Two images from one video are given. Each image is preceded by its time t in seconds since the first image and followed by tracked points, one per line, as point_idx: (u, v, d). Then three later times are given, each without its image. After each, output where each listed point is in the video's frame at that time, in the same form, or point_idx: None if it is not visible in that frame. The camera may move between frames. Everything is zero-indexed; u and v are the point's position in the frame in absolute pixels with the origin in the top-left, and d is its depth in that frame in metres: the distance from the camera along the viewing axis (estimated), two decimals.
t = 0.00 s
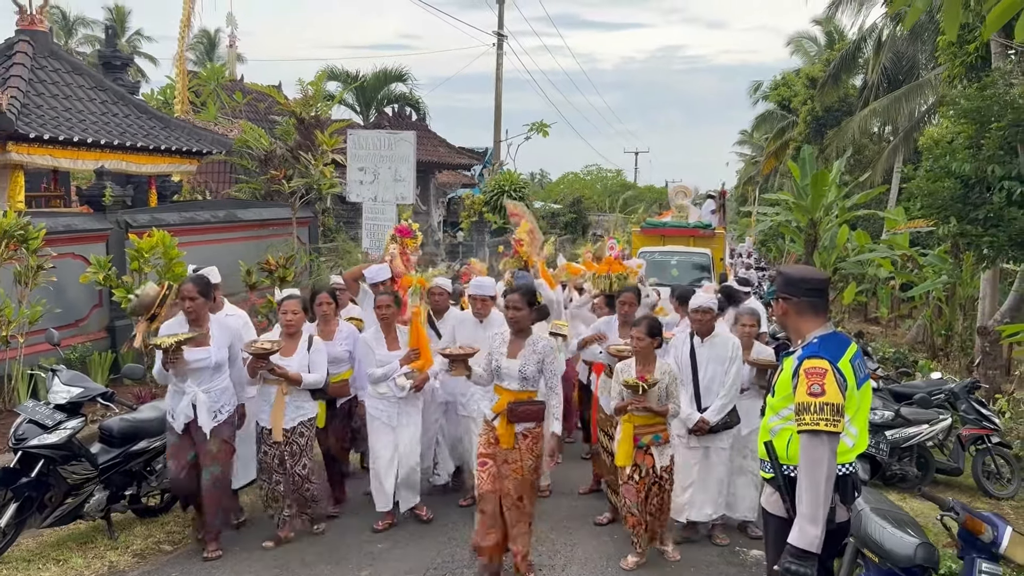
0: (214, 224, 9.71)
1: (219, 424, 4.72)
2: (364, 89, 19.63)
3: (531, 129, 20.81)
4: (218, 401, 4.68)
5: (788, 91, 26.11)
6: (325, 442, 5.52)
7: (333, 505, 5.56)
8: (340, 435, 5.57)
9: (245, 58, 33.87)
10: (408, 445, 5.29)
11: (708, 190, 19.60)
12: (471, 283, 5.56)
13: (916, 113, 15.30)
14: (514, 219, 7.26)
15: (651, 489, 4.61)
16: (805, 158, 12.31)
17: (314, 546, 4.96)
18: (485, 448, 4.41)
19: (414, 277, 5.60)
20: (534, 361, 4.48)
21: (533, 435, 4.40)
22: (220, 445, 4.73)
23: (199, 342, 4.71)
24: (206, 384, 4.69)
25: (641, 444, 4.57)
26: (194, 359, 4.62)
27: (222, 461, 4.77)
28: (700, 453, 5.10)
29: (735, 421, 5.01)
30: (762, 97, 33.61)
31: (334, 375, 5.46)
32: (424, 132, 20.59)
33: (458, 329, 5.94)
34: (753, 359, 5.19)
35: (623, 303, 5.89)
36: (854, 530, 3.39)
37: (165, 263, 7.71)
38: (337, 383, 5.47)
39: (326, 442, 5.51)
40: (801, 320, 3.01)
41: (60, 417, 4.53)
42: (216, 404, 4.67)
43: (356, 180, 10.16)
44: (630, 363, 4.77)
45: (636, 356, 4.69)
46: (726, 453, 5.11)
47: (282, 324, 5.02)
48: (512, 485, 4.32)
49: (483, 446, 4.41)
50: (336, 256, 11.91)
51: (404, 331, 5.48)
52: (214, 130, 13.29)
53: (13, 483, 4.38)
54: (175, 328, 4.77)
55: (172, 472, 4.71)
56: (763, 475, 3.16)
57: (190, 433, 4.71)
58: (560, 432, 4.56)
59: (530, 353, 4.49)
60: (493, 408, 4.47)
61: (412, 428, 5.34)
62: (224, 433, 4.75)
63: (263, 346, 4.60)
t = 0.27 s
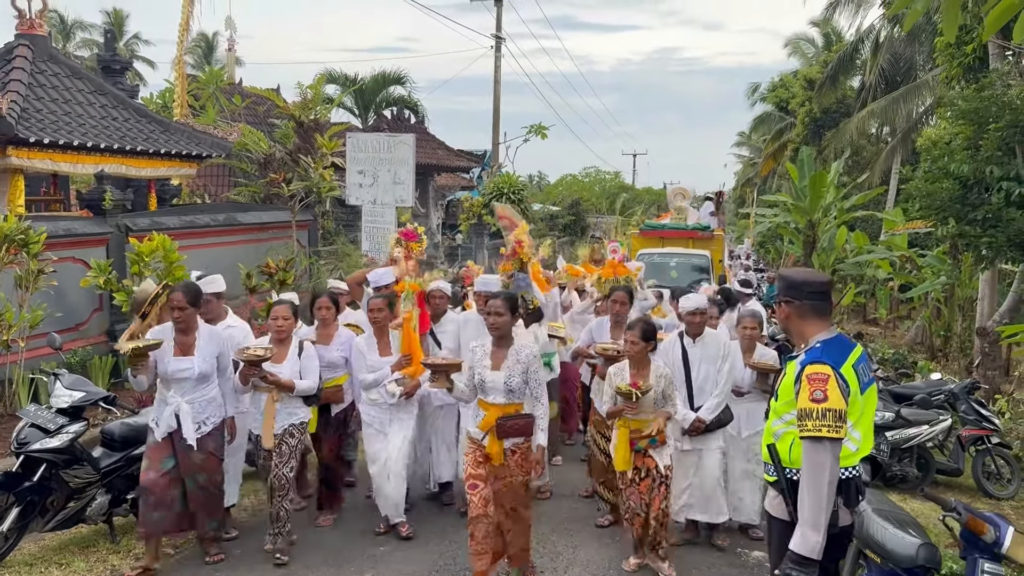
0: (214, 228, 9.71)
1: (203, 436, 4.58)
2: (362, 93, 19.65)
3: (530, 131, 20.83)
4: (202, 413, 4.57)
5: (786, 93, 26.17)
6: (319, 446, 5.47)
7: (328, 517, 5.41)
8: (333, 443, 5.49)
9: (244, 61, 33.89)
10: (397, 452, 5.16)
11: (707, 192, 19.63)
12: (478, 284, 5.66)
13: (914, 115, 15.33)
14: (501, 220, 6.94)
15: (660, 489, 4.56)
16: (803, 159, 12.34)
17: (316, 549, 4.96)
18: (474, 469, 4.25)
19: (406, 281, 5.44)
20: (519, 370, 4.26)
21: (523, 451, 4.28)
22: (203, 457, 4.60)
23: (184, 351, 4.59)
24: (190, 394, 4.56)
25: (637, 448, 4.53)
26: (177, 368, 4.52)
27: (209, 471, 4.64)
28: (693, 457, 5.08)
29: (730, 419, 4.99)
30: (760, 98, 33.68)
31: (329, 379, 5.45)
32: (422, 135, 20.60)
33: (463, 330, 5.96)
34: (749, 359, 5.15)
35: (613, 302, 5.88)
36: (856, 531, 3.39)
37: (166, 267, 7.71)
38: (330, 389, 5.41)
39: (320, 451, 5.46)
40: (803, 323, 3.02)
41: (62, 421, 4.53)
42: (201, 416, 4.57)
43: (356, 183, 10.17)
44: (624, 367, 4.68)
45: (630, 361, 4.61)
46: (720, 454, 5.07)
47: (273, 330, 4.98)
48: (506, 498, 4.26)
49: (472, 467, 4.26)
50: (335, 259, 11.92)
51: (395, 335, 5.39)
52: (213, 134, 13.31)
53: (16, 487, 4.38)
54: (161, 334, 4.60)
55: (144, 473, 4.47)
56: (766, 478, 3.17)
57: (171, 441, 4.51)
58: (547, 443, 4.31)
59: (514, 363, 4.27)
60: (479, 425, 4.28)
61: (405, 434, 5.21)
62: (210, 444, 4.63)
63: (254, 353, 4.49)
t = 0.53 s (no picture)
0: (215, 230, 9.73)
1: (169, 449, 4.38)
2: (363, 95, 19.68)
3: (530, 133, 20.84)
4: (170, 425, 4.36)
5: (786, 94, 26.20)
6: (319, 444, 5.41)
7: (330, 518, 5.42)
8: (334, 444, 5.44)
9: (244, 63, 33.88)
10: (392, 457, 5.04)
11: (707, 194, 19.64)
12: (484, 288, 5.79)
13: (914, 116, 15.34)
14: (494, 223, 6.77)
15: (658, 503, 4.43)
16: (804, 161, 12.36)
17: (319, 552, 4.97)
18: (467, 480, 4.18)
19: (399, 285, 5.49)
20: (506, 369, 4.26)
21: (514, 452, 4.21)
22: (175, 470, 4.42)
23: (148, 358, 4.34)
24: (157, 404, 4.35)
25: (637, 458, 4.49)
26: (139, 378, 4.29)
27: (185, 483, 4.48)
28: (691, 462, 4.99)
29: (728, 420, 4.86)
30: (760, 99, 33.71)
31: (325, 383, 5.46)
32: (423, 138, 20.63)
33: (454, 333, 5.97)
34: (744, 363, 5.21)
35: (612, 306, 5.87)
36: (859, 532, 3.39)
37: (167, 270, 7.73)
38: (327, 393, 5.42)
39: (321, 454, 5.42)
40: (808, 328, 3.03)
41: (65, 424, 4.52)
42: (169, 427, 4.36)
43: (357, 185, 10.18)
44: (627, 373, 4.63)
45: (634, 367, 4.59)
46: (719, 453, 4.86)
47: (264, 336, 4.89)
48: (500, 510, 4.00)
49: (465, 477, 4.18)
50: (336, 262, 11.94)
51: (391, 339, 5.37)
52: (214, 136, 13.33)
53: (20, 490, 4.39)
54: (125, 341, 4.36)
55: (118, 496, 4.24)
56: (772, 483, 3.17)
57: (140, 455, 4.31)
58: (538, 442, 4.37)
59: (501, 360, 4.27)
60: (467, 428, 4.23)
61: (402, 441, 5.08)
62: (181, 456, 4.43)
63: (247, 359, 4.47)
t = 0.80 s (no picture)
0: (217, 232, 9.74)
1: (137, 452, 4.19)
2: (365, 97, 19.71)
3: (532, 134, 20.84)
4: (139, 427, 4.18)
5: (788, 95, 26.21)
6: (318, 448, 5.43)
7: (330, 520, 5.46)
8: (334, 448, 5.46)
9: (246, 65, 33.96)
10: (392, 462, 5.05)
11: (708, 195, 19.65)
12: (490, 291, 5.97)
13: (916, 116, 15.33)
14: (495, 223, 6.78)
15: (657, 510, 4.40)
16: (806, 162, 12.37)
17: (321, 554, 4.99)
18: (464, 488, 4.21)
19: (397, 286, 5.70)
20: (501, 381, 4.23)
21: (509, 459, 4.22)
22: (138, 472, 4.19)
23: (114, 358, 4.14)
24: (125, 405, 4.18)
25: (637, 459, 4.41)
26: (103, 379, 4.10)
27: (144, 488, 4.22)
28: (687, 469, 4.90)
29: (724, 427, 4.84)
30: (762, 100, 33.72)
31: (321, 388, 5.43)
32: (424, 139, 20.65)
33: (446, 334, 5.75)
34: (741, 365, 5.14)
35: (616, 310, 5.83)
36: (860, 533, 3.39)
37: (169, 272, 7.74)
38: (323, 397, 5.39)
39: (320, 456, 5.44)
40: (810, 333, 3.02)
41: (67, 426, 4.55)
42: (137, 430, 4.18)
43: (358, 187, 10.20)
44: (630, 371, 4.55)
45: (637, 365, 4.48)
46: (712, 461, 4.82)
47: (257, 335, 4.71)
48: (495, 513, 4.04)
49: (462, 486, 4.21)
50: (338, 263, 11.96)
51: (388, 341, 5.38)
52: (216, 138, 13.36)
53: (23, 492, 4.40)
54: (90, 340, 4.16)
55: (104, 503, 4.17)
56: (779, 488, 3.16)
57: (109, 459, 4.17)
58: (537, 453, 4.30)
59: (495, 371, 4.23)
60: (461, 438, 4.21)
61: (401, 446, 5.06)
62: (149, 460, 4.24)
63: (230, 362, 4.34)
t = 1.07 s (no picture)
0: (219, 234, 9.78)
1: (98, 470, 4.07)
2: (368, 99, 19.76)
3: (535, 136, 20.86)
4: (98, 442, 4.09)
5: (792, 96, 26.20)
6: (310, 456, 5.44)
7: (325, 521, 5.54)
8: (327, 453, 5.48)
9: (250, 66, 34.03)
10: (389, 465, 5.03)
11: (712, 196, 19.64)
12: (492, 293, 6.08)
13: (920, 117, 15.31)
14: (497, 224, 6.76)
15: (647, 518, 4.24)
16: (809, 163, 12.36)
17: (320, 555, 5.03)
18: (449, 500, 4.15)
19: (394, 289, 5.69)
20: (493, 386, 4.12)
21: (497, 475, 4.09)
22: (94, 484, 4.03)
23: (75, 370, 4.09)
24: (86, 419, 4.11)
25: (631, 467, 4.20)
26: (62, 391, 4.05)
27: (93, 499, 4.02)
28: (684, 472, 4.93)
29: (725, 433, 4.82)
30: (765, 101, 33.71)
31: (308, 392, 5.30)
32: (427, 141, 20.68)
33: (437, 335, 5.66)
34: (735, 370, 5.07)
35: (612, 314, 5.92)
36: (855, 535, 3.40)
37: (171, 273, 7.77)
38: (312, 401, 5.28)
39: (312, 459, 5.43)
40: (807, 333, 3.02)
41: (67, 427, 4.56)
42: (96, 445, 4.09)
43: (361, 189, 10.23)
44: (621, 378, 4.39)
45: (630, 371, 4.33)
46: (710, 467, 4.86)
47: (239, 343, 4.54)
48: (477, 540, 4.03)
49: (446, 498, 4.16)
50: (340, 264, 12.00)
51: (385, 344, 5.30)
52: (219, 141, 13.42)
53: (23, 493, 4.41)
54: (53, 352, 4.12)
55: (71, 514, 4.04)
56: (775, 489, 3.12)
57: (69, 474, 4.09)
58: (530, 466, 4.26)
59: (489, 378, 4.13)
60: (449, 447, 4.13)
61: (398, 450, 5.08)
62: (107, 476, 4.10)
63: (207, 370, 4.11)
